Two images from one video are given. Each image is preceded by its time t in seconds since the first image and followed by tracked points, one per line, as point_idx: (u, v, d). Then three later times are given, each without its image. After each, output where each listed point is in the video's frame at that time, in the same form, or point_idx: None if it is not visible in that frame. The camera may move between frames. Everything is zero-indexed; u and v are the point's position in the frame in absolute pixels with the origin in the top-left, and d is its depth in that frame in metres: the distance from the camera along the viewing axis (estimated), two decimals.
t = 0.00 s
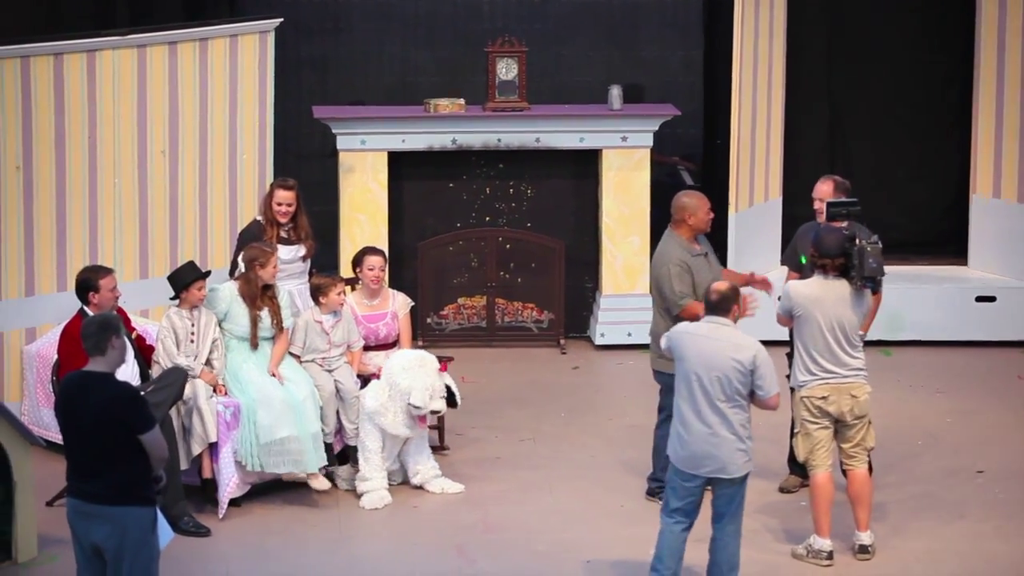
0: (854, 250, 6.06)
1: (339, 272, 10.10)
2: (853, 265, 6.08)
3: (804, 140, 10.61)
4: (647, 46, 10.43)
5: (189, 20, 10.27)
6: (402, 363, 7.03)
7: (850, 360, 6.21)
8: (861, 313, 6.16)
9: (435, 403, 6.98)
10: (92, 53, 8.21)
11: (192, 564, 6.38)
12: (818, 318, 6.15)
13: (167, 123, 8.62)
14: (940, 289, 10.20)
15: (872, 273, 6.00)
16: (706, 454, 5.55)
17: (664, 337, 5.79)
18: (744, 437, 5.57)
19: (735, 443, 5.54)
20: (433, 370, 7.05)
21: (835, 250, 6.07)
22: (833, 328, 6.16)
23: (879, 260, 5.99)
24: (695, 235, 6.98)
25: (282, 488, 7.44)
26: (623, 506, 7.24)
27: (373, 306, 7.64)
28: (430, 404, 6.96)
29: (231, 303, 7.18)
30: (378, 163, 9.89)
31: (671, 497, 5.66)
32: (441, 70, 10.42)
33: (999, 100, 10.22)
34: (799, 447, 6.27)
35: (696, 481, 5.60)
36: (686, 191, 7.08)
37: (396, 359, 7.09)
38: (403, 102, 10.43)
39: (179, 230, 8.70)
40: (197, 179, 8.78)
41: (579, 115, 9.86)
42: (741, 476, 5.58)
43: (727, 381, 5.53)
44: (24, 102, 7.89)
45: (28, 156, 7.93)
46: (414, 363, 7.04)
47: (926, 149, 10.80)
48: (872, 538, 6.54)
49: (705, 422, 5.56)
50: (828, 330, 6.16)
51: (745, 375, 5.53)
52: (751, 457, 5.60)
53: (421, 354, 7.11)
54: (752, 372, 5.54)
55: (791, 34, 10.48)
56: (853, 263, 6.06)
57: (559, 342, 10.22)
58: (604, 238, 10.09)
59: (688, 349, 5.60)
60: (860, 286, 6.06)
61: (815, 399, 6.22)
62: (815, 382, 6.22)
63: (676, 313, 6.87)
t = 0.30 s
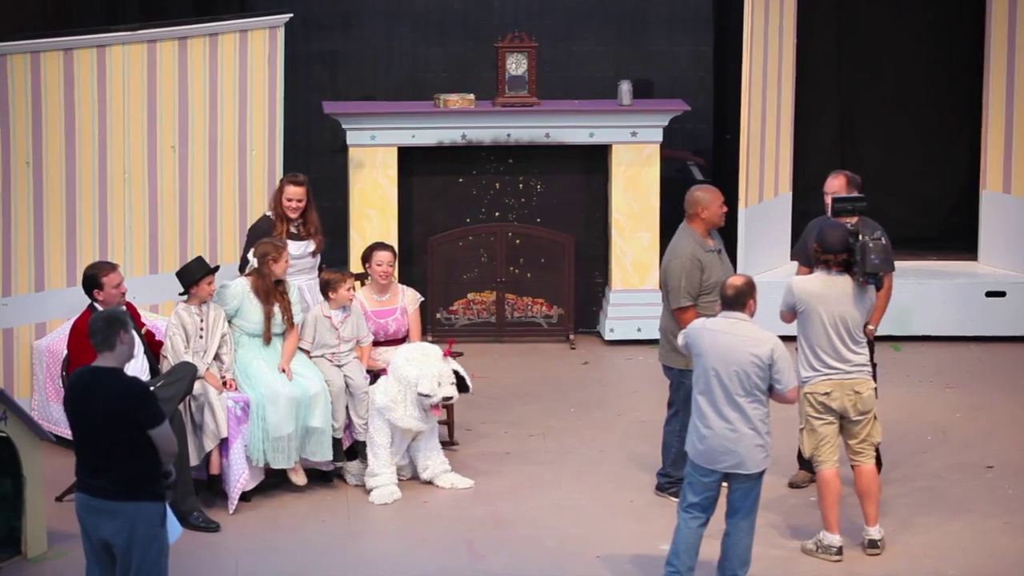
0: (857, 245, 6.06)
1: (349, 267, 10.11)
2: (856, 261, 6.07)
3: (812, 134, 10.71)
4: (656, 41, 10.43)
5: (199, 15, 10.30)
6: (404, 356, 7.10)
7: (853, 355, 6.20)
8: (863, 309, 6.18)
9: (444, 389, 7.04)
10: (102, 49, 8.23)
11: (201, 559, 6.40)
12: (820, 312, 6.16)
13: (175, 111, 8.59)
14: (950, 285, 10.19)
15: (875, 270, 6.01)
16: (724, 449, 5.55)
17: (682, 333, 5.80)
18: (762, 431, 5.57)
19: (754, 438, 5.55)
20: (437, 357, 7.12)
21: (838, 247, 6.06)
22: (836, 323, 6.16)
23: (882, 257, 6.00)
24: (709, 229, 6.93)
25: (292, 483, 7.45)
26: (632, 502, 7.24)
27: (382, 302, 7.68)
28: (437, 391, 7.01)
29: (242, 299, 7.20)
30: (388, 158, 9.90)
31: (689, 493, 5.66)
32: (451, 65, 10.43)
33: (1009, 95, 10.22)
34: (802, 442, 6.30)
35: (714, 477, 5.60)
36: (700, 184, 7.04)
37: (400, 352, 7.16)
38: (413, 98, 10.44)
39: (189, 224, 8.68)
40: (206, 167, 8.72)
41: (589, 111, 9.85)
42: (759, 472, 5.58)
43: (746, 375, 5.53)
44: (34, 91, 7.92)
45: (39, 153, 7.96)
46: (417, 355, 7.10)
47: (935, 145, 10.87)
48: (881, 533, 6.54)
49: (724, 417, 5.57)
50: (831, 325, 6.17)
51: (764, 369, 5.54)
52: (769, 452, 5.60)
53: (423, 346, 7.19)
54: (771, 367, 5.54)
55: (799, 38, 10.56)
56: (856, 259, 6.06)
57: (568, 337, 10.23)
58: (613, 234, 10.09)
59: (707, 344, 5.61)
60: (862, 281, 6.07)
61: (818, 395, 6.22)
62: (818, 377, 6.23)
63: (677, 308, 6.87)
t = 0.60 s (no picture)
0: (857, 241, 6.07)
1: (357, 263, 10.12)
2: (856, 258, 6.07)
3: (820, 130, 10.73)
4: (665, 37, 10.44)
5: (207, 11, 10.31)
6: (420, 362, 7.06)
7: (856, 352, 6.20)
8: (864, 306, 6.17)
9: (445, 407, 6.99)
10: (111, 44, 8.24)
11: (210, 554, 6.42)
12: (821, 307, 6.16)
13: (185, 107, 8.52)
14: (959, 281, 10.18)
15: (874, 266, 6.01)
16: (735, 445, 5.55)
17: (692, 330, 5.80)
18: (773, 427, 5.56)
19: (765, 433, 5.54)
20: (450, 373, 7.05)
21: (838, 242, 6.08)
22: (836, 319, 6.16)
23: (881, 254, 6.00)
24: (723, 223, 6.91)
25: (301, 478, 7.47)
26: (641, 497, 7.24)
27: (391, 297, 7.68)
28: (437, 406, 6.97)
29: (251, 294, 7.20)
30: (396, 153, 9.91)
31: (699, 489, 5.66)
32: (460, 60, 10.43)
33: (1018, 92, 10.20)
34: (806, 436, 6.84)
35: (726, 473, 5.60)
36: (715, 179, 7.01)
37: (417, 354, 7.12)
38: (421, 93, 10.45)
39: (197, 220, 8.59)
40: (216, 164, 8.63)
41: (598, 106, 9.86)
42: (770, 467, 5.57)
43: (757, 370, 5.53)
44: (42, 86, 7.99)
45: (48, 147, 8.04)
46: (431, 363, 7.05)
47: (947, 141, 10.83)
48: (887, 524, 6.52)
49: (735, 413, 5.57)
50: (831, 321, 6.17)
51: (775, 364, 5.54)
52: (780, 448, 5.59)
53: (441, 354, 7.14)
54: (782, 362, 5.55)
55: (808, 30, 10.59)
56: (856, 256, 6.06)
57: (576, 333, 10.23)
58: (622, 229, 10.10)
59: (718, 340, 5.61)
60: (862, 277, 6.06)
61: (818, 392, 6.22)
62: (819, 374, 6.22)
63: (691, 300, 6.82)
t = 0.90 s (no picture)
0: (863, 236, 6.09)
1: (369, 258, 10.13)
2: (861, 253, 6.08)
3: (832, 127, 10.71)
4: (676, 32, 10.43)
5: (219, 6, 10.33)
6: (426, 372, 7.06)
7: (864, 347, 6.20)
8: (870, 302, 6.16)
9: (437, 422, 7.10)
10: (122, 40, 8.25)
11: (221, 549, 6.43)
12: (826, 303, 6.16)
13: (196, 102, 8.56)
14: (971, 276, 10.16)
15: (876, 261, 6.01)
16: (747, 442, 5.54)
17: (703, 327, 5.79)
18: (785, 424, 5.57)
19: (778, 430, 5.54)
20: (450, 393, 7.06)
21: (844, 238, 6.12)
22: (842, 314, 6.17)
23: (884, 249, 6.01)
24: (735, 217, 6.89)
25: (313, 474, 7.48)
26: (652, 493, 7.24)
27: (402, 293, 7.68)
28: (430, 419, 7.06)
29: (262, 289, 7.22)
30: (408, 149, 9.91)
31: (710, 486, 5.64)
32: (470, 56, 10.43)
33: None
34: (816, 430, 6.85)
35: (737, 470, 5.59)
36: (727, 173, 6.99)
37: (428, 360, 7.11)
38: (433, 89, 10.45)
39: (209, 216, 8.66)
40: (227, 149, 8.70)
41: (609, 102, 9.85)
42: (781, 464, 5.58)
43: (771, 367, 5.53)
44: (53, 80, 7.95)
45: (58, 142, 8.01)
46: (437, 376, 7.05)
47: (957, 138, 10.85)
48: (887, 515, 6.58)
49: (748, 410, 5.56)
50: (837, 316, 6.17)
51: (788, 361, 5.54)
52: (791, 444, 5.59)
53: (454, 366, 7.09)
54: (794, 359, 5.55)
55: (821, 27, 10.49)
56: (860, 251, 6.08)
57: (588, 328, 10.23)
58: (633, 224, 10.09)
59: (730, 336, 5.61)
60: (866, 272, 6.06)
61: (827, 388, 6.20)
62: (827, 370, 6.21)
63: (702, 293, 6.81)
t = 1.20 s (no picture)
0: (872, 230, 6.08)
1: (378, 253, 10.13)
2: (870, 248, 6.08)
3: (840, 119, 10.72)
4: (685, 27, 10.43)
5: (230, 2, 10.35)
6: (425, 363, 7.06)
7: (875, 341, 6.19)
8: (879, 296, 6.16)
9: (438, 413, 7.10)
10: (132, 34, 8.26)
11: (231, 544, 6.45)
12: (835, 297, 6.18)
13: (206, 92, 8.58)
14: (979, 272, 10.15)
15: (885, 256, 6.01)
16: (758, 437, 5.55)
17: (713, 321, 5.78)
18: (796, 419, 5.57)
19: (788, 426, 5.55)
20: (448, 384, 7.05)
21: (853, 232, 6.10)
22: (851, 308, 6.18)
23: (892, 244, 6.00)
24: (744, 211, 6.89)
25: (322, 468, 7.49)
26: (661, 488, 7.24)
27: (411, 288, 7.71)
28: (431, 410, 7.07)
29: (271, 284, 7.23)
30: (417, 144, 9.92)
31: (720, 480, 5.64)
32: (480, 51, 10.44)
33: None
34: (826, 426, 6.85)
35: (747, 465, 5.59)
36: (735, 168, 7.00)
37: (428, 352, 7.12)
38: (442, 84, 10.46)
39: (219, 211, 8.68)
40: (236, 148, 8.72)
41: (619, 97, 9.85)
42: (791, 459, 5.59)
43: (783, 363, 5.53)
44: (63, 75, 7.96)
45: (68, 137, 8.01)
46: (436, 367, 7.05)
47: (967, 132, 10.82)
48: (885, 509, 6.62)
49: (759, 405, 5.56)
50: (845, 310, 6.18)
51: (799, 356, 5.54)
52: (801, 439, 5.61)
53: (453, 357, 7.08)
54: (806, 355, 5.55)
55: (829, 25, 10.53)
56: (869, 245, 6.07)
57: (597, 323, 10.23)
58: (642, 219, 10.09)
59: (743, 332, 5.59)
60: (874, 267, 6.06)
61: (837, 381, 6.20)
62: (837, 363, 6.22)
63: (712, 288, 6.80)
